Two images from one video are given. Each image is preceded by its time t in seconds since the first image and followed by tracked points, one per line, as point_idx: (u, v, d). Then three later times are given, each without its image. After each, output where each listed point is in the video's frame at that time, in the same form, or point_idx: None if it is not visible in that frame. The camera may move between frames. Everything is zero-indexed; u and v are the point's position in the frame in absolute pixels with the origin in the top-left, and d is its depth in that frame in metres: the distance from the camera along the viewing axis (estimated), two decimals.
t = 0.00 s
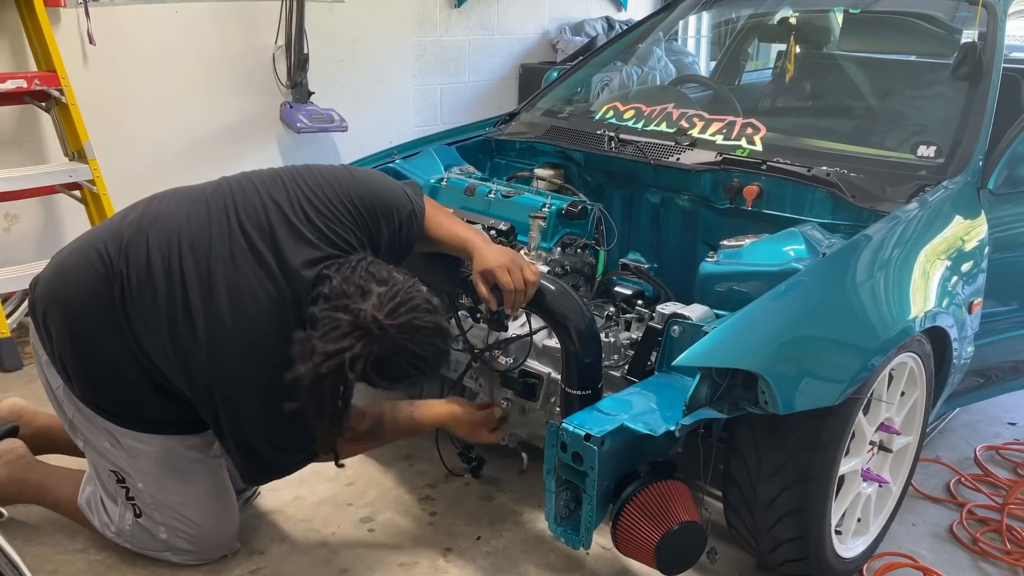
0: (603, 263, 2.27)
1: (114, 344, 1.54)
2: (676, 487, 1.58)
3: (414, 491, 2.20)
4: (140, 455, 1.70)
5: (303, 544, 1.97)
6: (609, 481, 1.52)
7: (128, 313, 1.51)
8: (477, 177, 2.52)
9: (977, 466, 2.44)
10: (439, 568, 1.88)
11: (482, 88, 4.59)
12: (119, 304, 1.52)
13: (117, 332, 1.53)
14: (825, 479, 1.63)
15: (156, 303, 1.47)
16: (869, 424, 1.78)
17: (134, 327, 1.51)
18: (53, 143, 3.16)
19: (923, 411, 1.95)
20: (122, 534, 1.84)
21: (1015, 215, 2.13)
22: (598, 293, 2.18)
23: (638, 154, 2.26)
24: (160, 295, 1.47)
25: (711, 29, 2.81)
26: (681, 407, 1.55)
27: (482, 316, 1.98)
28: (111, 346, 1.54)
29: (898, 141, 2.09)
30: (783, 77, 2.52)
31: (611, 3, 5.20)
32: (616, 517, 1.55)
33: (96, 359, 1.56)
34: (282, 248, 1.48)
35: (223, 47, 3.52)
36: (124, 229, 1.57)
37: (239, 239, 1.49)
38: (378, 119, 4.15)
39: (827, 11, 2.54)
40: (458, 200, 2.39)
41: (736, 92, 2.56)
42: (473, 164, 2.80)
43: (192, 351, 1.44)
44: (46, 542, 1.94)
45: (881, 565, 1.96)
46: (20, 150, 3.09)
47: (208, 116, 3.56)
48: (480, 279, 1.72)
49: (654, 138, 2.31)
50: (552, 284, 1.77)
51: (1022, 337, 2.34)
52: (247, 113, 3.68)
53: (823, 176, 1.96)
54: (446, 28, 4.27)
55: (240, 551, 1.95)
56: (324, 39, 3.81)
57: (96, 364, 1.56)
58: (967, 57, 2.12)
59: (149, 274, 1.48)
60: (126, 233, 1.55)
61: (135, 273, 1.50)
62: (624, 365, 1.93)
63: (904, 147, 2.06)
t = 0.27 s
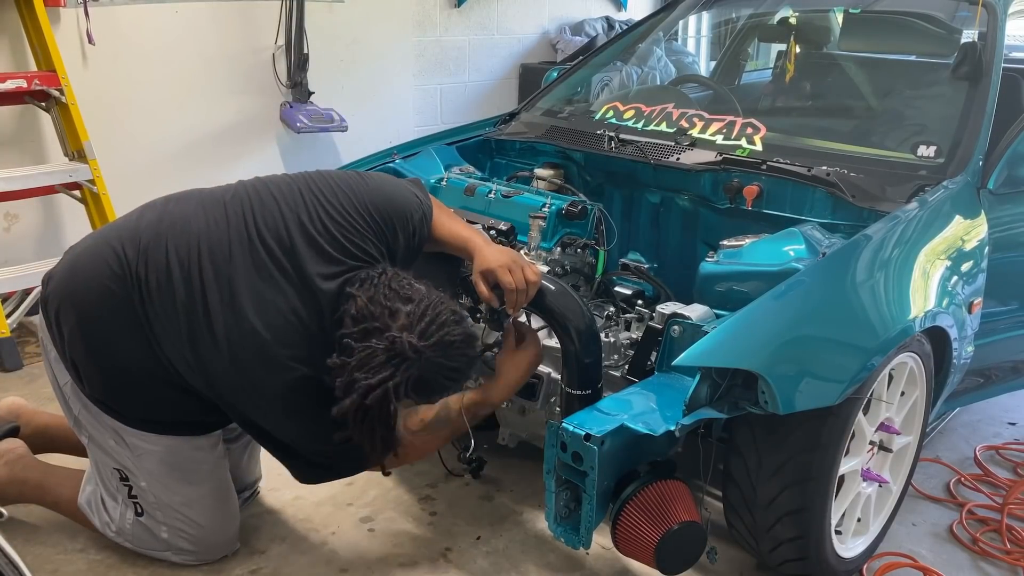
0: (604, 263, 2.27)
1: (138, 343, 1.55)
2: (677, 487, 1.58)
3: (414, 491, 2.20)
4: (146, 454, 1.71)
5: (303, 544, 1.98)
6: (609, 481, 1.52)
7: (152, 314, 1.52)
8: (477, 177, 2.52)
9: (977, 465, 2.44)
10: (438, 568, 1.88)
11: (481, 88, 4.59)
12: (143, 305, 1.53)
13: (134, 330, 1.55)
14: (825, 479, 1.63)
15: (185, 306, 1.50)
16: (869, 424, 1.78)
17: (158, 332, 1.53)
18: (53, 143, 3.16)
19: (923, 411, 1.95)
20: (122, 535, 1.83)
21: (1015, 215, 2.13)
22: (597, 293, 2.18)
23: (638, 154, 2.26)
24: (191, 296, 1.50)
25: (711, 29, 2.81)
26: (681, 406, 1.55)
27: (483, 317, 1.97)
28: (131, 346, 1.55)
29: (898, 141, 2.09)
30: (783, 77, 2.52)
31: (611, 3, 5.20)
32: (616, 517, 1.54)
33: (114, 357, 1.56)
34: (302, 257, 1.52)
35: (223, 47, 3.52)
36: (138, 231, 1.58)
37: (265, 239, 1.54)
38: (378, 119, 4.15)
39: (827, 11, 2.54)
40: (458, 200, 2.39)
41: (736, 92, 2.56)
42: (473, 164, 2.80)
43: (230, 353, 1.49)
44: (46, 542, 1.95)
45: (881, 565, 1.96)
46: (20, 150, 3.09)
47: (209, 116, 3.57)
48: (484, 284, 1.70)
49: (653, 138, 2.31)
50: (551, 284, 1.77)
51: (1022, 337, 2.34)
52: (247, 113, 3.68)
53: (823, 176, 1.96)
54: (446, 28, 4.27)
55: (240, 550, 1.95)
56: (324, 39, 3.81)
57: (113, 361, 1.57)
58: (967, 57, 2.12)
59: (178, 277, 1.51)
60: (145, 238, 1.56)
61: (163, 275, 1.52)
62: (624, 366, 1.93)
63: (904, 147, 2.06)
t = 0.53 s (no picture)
0: (603, 263, 2.27)
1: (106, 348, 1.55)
2: (677, 486, 1.58)
3: (414, 491, 2.20)
4: (124, 452, 1.71)
5: (303, 544, 1.98)
6: (609, 481, 1.52)
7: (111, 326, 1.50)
8: (477, 176, 2.52)
9: (977, 465, 2.44)
10: (439, 568, 1.88)
11: (481, 88, 4.59)
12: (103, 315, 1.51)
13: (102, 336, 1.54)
14: (825, 479, 1.63)
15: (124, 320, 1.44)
16: (869, 424, 1.78)
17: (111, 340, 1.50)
18: (53, 144, 3.16)
19: (923, 411, 1.95)
20: (119, 534, 1.84)
21: (1015, 215, 2.13)
22: (597, 293, 2.20)
23: (638, 154, 2.26)
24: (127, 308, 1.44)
25: (711, 29, 2.81)
26: (681, 406, 1.55)
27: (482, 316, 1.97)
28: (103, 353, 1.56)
29: (898, 141, 2.09)
30: (783, 77, 2.52)
31: (611, 3, 5.20)
32: (616, 516, 1.54)
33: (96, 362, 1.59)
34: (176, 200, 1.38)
35: (222, 48, 3.52)
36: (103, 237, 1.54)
37: (170, 242, 1.38)
38: (378, 119, 4.14)
39: (827, 11, 2.54)
40: (458, 200, 2.39)
41: (736, 92, 2.56)
42: (473, 164, 2.80)
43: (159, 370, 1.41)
44: (46, 542, 1.94)
45: (880, 565, 1.96)
46: (20, 150, 3.09)
47: (207, 117, 3.57)
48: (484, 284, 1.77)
49: (653, 138, 2.31)
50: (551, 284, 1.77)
51: (1022, 337, 2.34)
52: (246, 113, 3.69)
53: (823, 176, 1.96)
54: (446, 28, 4.27)
55: (240, 551, 1.95)
56: (324, 39, 3.81)
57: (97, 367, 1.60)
58: (967, 57, 2.12)
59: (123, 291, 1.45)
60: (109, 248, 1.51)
61: (111, 286, 1.47)
62: (624, 365, 1.93)
63: (904, 147, 2.06)
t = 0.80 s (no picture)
0: (603, 263, 2.27)
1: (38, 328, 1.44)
2: (676, 486, 1.58)
3: (414, 491, 2.20)
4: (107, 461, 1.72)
5: (303, 544, 1.98)
6: (609, 481, 1.52)
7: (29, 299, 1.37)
8: (477, 176, 2.52)
9: (978, 466, 2.44)
10: (439, 569, 1.88)
11: (481, 88, 4.59)
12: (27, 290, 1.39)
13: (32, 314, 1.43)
14: (825, 479, 1.63)
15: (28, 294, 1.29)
16: (869, 424, 1.78)
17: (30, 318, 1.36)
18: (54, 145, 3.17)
19: (923, 411, 1.95)
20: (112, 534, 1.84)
21: (1015, 215, 2.13)
22: (597, 293, 2.22)
23: (638, 154, 2.26)
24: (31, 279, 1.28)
25: (711, 30, 2.81)
26: (681, 406, 1.55)
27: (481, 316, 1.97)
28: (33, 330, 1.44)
29: (898, 141, 2.09)
30: (783, 77, 2.52)
31: (611, 3, 5.21)
32: (616, 516, 1.54)
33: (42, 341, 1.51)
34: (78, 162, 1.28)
35: (222, 47, 3.52)
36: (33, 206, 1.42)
37: (31, 198, 1.11)
38: (378, 118, 4.14)
39: (827, 11, 2.54)
40: (458, 200, 2.39)
41: (736, 92, 2.56)
42: (473, 164, 2.80)
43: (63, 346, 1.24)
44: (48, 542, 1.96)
45: (881, 565, 1.95)
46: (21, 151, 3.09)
47: (207, 117, 3.56)
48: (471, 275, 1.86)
49: (653, 138, 2.31)
50: (551, 284, 1.76)
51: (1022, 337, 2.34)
52: (246, 113, 3.68)
53: (823, 176, 1.96)
54: (446, 28, 4.27)
55: (240, 551, 1.95)
56: (324, 39, 3.81)
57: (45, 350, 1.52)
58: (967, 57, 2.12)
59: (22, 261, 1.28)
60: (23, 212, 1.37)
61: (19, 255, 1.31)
62: (624, 365, 1.93)
63: (904, 147, 2.06)
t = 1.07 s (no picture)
0: (603, 262, 2.27)
1: None
2: (677, 486, 1.58)
3: (414, 491, 2.20)
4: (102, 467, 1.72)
5: (303, 544, 1.98)
6: (609, 480, 1.52)
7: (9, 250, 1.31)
8: (477, 176, 2.51)
9: (977, 466, 2.44)
10: (439, 568, 1.88)
11: (481, 88, 4.59)
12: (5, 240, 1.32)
13: None
14: (825, 479, 1.63)
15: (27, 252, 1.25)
16: (869, 424, 1.78)
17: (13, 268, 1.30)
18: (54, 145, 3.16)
19: (923, 411, 1.95)
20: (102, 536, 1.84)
21: (1015, 215, 2.13)
22: (597, 293, 2.20)
23: (638, 154, 2.26)
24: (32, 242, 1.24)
25: (711, 30, 2.81)
26: (681, 406, 1.55)
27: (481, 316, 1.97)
28: None
29: (898, 141, 2.09)
30: (783, 77, 2.52)
31: (611, 3, 5.21)
32: (616, 516, 1.54)
33: None
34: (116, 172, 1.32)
35: (221, 48, 3.52)
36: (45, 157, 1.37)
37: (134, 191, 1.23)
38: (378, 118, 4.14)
39: (827, 11, 2.54)
40: (458, 200, 2.39)
41: (736, 92, 2.56)
42: (473, 164, 2.80)
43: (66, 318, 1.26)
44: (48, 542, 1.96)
45: (880, 565, 1.95)
46: (21, 151, 3.09)
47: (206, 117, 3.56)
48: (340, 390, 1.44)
49: (653, 138, 2.31)
50: (551, 284, 1.76)
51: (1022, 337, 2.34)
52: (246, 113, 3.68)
53: (824, 176, 1.96)
54: (446, 28, 4.27)
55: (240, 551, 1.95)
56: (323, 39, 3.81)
57: None
58: (967, 57, 2.12)
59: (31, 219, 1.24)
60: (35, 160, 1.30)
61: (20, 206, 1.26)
62: (624, 365, 1.93)
63: (904, 147, 2.06)
